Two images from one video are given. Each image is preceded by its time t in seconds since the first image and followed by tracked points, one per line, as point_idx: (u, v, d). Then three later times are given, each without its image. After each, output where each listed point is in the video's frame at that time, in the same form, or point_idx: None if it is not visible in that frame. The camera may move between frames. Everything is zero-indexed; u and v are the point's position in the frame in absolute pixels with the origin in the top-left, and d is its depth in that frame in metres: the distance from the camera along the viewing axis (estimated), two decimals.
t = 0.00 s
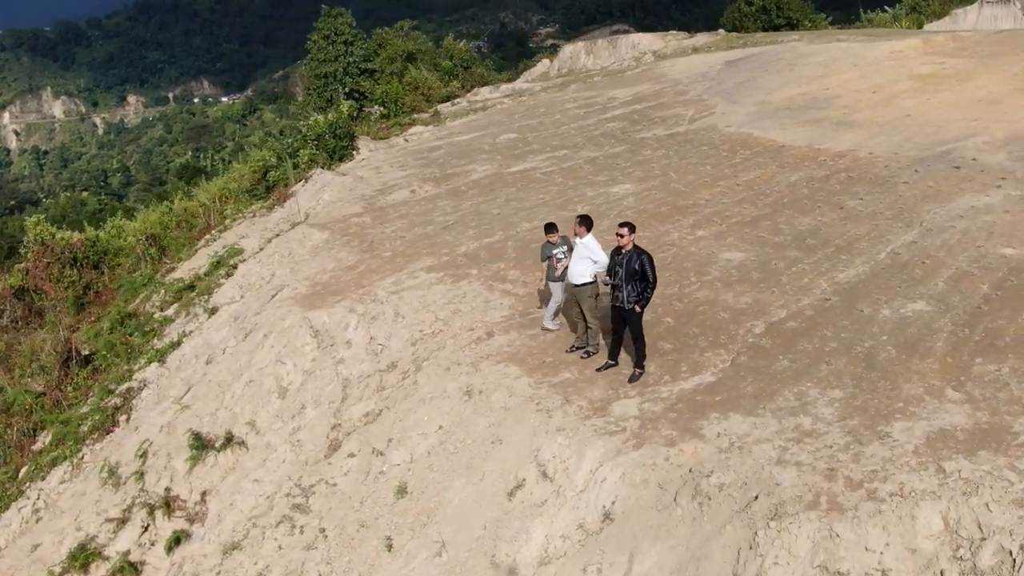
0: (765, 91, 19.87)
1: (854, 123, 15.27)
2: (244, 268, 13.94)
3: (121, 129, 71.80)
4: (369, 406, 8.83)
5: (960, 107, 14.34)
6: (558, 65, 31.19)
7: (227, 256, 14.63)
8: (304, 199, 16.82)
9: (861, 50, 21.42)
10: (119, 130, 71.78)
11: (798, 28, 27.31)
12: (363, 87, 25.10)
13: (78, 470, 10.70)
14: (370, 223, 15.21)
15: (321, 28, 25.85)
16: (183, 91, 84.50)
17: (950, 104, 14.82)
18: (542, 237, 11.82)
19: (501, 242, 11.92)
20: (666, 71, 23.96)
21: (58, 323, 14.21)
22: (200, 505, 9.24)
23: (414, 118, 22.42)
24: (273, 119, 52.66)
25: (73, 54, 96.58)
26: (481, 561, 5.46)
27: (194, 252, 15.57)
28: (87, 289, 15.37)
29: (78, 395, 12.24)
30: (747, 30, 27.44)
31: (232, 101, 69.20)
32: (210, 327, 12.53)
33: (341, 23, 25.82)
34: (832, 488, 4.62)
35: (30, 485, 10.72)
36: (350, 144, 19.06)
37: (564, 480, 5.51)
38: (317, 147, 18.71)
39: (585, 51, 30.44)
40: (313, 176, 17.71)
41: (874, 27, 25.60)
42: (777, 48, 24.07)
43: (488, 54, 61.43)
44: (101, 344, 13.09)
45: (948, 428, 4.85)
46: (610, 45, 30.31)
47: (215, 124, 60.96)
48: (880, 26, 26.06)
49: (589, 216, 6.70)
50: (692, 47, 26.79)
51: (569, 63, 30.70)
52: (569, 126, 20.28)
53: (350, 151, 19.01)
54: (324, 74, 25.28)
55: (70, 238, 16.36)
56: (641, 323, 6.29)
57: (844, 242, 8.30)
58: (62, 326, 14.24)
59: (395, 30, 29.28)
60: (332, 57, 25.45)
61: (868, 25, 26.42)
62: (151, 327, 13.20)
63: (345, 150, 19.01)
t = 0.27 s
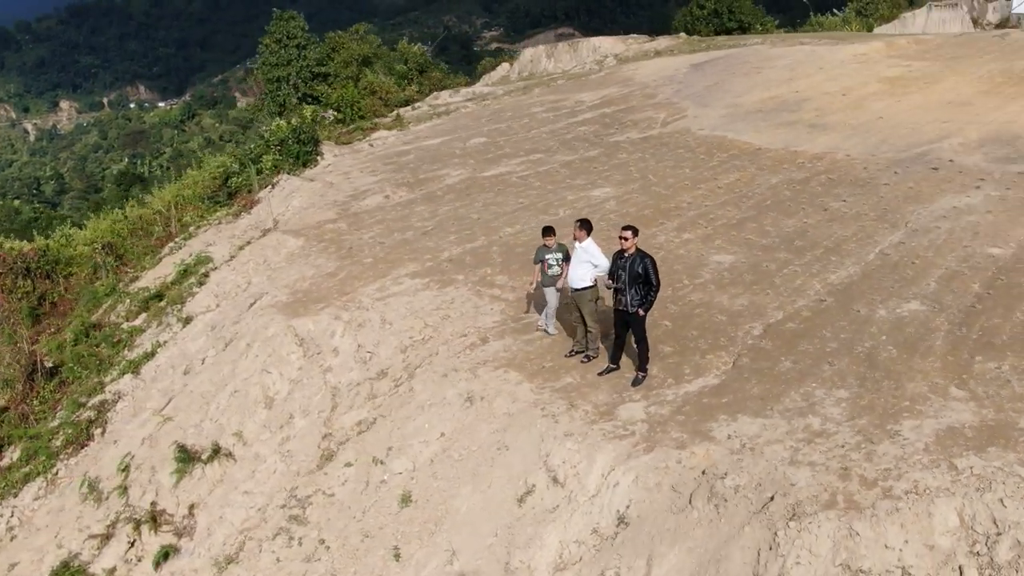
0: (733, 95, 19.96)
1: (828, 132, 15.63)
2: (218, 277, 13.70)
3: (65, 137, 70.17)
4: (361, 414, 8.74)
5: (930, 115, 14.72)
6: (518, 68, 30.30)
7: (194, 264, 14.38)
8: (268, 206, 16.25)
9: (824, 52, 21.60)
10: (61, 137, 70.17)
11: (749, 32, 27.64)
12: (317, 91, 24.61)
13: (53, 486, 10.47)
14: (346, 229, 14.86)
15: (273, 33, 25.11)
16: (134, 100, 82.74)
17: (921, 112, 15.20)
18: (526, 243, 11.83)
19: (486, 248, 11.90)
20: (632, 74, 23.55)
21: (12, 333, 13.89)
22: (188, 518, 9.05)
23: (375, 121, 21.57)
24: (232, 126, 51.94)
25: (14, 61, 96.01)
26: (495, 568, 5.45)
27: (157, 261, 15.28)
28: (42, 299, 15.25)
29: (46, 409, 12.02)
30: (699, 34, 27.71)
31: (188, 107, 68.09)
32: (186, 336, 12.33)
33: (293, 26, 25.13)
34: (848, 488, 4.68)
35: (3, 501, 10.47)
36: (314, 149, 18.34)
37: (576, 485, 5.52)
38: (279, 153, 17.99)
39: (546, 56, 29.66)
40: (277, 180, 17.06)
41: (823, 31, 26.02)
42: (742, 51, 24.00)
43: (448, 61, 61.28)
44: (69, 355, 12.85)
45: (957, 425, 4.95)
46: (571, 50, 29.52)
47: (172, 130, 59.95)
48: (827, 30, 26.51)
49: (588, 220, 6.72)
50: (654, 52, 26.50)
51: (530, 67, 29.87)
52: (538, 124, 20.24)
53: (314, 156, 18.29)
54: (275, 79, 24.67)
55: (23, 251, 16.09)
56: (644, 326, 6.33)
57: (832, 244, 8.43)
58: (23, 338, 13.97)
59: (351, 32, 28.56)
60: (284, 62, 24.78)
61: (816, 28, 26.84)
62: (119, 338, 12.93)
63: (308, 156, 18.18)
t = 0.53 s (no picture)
0: (701, 97, 19.89)
1: (800, 136, 15.90)
2: (189, 285, 13.37)
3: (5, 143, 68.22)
4: (354, 423, 8.64)
5: (902, 123, 15.11)
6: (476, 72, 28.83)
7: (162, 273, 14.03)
8: (233, 214, 15.75)
9: (789, 54, 21.69)
10: None
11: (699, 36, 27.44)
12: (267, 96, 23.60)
13: (26, 504, 10.25)
14: (320, 237, 14.54)
15: (223, 37, 24.40)
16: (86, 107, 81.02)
17: (891, 120, 15.57)
18: (509, 248, 11.81)
19: (469, 254, 11.86)
20: (596, 77, 22.75)
21: None
22: (175, 533, 8.85)
23: (334, 126, 20.60)
24: (192, 135, 51.19)
25: None
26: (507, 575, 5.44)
27: (118, 269, 15.08)
28: None
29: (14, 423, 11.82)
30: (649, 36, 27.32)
31: (142, 113, 66.83)
32: (160, 347, 12.13)
33: (242, 29, 24.42)
34: (861, 487, 4.75)
35: None
36: (277, 154, 17.62)
37: (587, 490, 5.52)
38: (239, 159, 17.32)
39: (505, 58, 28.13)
40: (241, 188, 16.50)
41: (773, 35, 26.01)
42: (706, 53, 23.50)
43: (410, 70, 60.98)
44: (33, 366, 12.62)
45: (963, 422, 5.06)
46: (530, 52, 27.75)
47: (119, 137, 58.69)
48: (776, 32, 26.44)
49: (587, 223, 6.76)
50: (616, 54, 25.74)
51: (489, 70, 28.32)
52: (504, 121, 20.12)
53: (277, 161, 17.59)
54: (225, 83, 23.62)
55: None
56: (646, 329, 6.37)
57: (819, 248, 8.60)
58: None
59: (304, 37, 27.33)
60: (234, 65, 23.74)
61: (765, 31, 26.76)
62: (85, 349, 12.71)
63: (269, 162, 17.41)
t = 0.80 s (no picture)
0: (668, 99, 19.95)
1: (771, 139, 16.19)
2: (158, 295, 13.10)
3: None
4: (344, 432, 8.51)
5: (872, 131, 15.54)
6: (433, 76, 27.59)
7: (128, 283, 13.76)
8: (197, 222, 15.42)
9: (752, 58, 21.93)
10: None
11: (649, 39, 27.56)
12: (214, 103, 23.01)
13: None
14: (291, 244, 14.34)
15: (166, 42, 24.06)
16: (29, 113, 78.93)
17: (859, 125, 15.98)
18: (490, 254, 11.80)
19: (450, 260, 11.82)
20: (558, 81, 22.66)
21: None
22: (160, 549, 8.54)
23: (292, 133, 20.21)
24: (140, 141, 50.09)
25: None
26: None
27: (76, 279, 14.73)
28: None
29: None
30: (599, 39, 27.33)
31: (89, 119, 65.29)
32: (132, 358, 11.95)
33: (189, 34, 24.11)
34: (873, 486, 4.82)
35: None
36: (236, 160, 17.26)
37: (595, 494, 5.51)
38: (197, 167, 16.99)
39: (462, 62, 27.15)
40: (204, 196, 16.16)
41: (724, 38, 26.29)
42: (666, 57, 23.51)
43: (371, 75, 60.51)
44: None
45: (965, 420, 5.20)
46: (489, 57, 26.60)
47: (57, 142, 57.11)
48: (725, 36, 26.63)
49: (583, 228, 6.81)
50: (575, 59, 25.51)
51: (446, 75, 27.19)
52: (470, 124, 20.05)
53: (238, 168, 17.27)
54: (172, 88, 23.12)
55: None
56: (646, 333, 6.42)
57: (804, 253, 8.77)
58: None
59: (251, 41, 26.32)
60: (180, 70, 23.40)
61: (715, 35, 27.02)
62: (49, 362, 12.43)
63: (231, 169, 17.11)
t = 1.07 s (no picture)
0: (632, 103, 20.05)
1: (740, 142, 16.48)
2: (123, 305, 12.75)
3: None
4: (333, 442, 8.25)
5: (841, 134, 15.97)
6: (385, 80, 27.60)
7: (86, 294, 13.43)
8: (158, 229, 15.21)
9: (712, 62, 22.18)
10: None
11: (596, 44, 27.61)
12: (158, 108, 23.08)
13: None
14: (260, 252, 14.11)
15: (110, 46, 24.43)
16: None
17: (826, 130, 16.39)
18: (470, 260, 11.79)
19: (429, 266, 11.77)
20: (517, 85, 22.70)
21: None
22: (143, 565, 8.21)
23: (245, 138, 19.77)
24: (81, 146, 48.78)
25: None
26: None
27: (31, 291, 14.44)
28: None
29: None
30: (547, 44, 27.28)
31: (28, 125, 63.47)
32: (101, 370, 11.71)
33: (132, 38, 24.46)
34: (880, 485, 4.90)
35: None
36: (192, 168, 17.16)
37: (602, 499, 5.51)
38: (152, 174, 16.75)
39: (415, 67, 27.26)
40: (162, 202, 15.91)
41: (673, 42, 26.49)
42: (625, 61, 23.68)
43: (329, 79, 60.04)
44: None
45: (964, 418, 5.34)
46: (443, 61, 27.08)
47: None
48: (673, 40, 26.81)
49: (577, 232, 6.82)
50: (530, 62, 25.50)
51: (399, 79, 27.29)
52: (432, 129, 19.96)
53: (192, 174, 17.15)
54: (115, 93, 23.55)
55: None
56: (643, 337, 6.45)
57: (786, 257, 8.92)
58: None
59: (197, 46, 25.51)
60: (124, 75, 23.81)
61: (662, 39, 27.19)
62: (9, 376, 12.16)
63: (188, 176, 16.95)
